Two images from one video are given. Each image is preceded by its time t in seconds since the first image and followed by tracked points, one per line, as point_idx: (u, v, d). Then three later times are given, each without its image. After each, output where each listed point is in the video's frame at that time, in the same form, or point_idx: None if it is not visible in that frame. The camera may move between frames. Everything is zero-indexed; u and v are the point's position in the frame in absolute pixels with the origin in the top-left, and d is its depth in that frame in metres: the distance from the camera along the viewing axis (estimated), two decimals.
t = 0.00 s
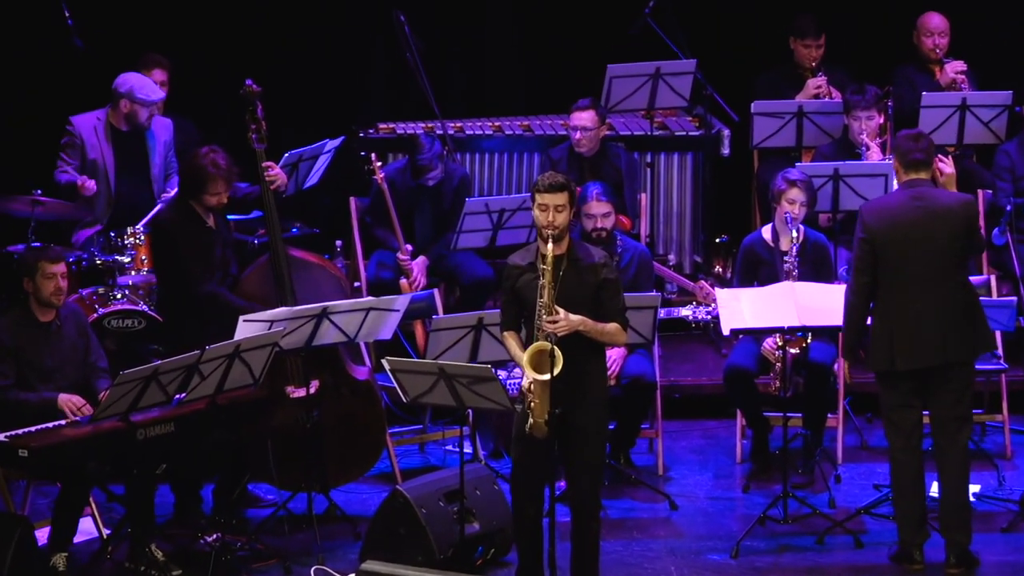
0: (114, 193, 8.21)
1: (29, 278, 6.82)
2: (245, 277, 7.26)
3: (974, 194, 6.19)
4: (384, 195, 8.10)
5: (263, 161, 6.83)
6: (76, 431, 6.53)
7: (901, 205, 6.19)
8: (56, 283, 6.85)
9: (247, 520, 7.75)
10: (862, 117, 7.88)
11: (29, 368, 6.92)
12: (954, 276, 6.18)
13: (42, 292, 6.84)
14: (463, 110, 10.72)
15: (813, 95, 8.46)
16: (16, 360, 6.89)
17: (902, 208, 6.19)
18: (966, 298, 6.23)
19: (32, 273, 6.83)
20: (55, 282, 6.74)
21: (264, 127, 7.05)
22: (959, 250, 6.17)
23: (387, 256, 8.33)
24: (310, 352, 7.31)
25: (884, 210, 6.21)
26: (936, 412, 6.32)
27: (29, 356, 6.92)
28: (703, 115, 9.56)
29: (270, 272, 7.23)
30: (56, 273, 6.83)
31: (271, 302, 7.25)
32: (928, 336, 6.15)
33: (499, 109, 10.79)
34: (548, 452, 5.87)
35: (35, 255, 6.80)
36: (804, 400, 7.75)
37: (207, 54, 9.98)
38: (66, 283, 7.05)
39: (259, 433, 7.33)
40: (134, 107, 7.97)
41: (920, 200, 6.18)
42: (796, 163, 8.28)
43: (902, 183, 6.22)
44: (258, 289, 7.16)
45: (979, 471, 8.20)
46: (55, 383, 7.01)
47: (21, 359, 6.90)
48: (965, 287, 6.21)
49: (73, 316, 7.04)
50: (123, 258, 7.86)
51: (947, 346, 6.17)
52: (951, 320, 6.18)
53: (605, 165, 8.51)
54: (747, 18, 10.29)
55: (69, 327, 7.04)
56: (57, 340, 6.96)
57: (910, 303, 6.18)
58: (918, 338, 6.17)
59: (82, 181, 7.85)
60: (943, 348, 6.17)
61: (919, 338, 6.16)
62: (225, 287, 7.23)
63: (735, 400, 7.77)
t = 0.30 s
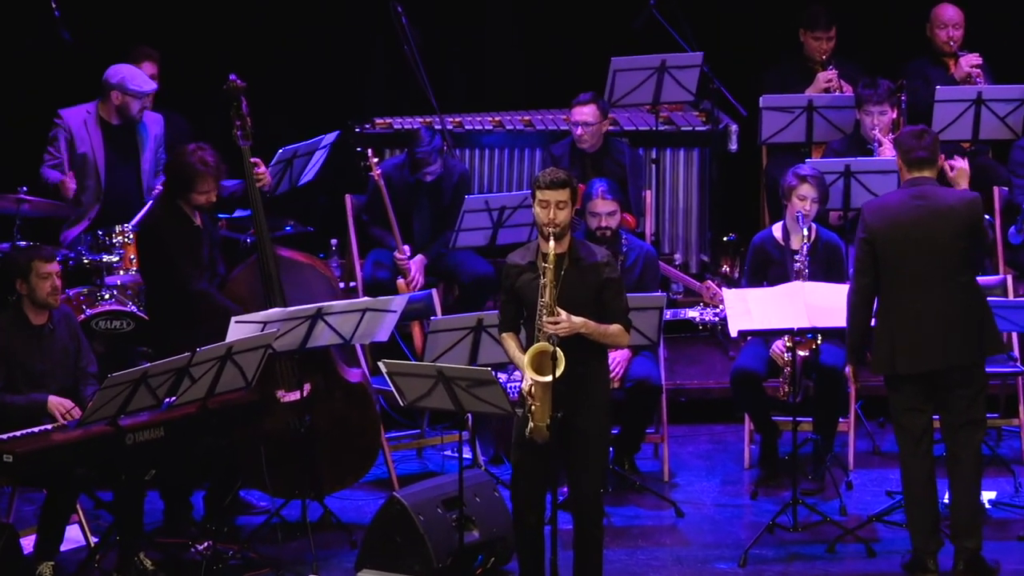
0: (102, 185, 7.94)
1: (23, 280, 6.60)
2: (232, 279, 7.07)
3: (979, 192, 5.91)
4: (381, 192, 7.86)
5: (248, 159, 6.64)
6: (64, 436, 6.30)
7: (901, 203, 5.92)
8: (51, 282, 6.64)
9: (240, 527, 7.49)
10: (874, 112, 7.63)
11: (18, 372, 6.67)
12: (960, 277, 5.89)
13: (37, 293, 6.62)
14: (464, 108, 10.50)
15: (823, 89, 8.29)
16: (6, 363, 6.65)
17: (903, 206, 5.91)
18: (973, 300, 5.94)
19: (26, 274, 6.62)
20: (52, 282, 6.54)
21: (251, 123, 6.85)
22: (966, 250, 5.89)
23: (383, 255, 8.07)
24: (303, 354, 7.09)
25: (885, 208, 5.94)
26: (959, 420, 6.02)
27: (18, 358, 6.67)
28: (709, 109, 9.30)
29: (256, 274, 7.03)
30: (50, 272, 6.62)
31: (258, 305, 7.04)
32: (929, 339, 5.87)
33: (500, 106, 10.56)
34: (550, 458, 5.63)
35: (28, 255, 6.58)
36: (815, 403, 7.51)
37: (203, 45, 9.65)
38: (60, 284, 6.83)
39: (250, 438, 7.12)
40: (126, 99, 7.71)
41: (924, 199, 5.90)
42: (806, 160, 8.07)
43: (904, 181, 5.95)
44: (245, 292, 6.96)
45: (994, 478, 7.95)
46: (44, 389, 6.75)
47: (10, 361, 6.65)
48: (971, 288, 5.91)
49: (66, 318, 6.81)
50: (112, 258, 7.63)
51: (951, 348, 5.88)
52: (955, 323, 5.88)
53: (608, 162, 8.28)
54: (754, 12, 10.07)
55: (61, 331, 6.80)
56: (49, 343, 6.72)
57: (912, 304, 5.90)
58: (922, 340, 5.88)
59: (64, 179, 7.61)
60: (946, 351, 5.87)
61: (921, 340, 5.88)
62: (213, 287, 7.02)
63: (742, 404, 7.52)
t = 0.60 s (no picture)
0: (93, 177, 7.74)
1: (13, 280, 6.38)
2: (222, 278, 6.83)
3: (990, 191, 5.68)
4: (377, 189, 7.64)
5: (238, 156, 6.45)
6: (51, 440, 6.10)
7: (909, 202, 5.71)
8: (42, 284, 6.41)
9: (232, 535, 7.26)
10: (885, 107, 7.45)
11: (6, 375, 6.46)
12: (971, 278, 5.67)
13: (26, 294, 6.40)
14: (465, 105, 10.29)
15: (833, 83, 8.05)
16: None
17: (912, 205, 5.70)
18: (986, 301, 5.71)
19: (17, 275, 6.40)
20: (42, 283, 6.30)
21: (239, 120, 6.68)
22: (976, 250, 5.66)
23: (381, 255, 7.88)
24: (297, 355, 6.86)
25: (893, 207, 5.73)
26: (982, 427, 5.77)
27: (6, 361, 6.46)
28: (716, 104, 9.13)
29: (246, 275, 6.80)
30: (42, 274, 6.40)
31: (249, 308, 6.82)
32: (941, 341, 5.64)
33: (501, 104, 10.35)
34: (552, 463, 5.42)
35: (20, 256, 6.35)
36: (824, 407, 7.30)
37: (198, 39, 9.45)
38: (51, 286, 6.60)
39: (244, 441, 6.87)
40: (115, 90, 7.57)
41: (932, 197, 5.68)
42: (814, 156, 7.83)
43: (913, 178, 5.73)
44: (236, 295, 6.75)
45: (1009, 483, 7.73)
46: (32, 394, 6.52)
47: None
48: (983, 288, 5.69)
49: (58, 321, 6.58)
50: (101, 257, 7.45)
51: (964, 350, 5.65)
52: (966, 325, 5.65)
53: (613, 158, 8.07)
54: (762, 7, 9.86)
55: (52, 334, 6.57)
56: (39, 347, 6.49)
57: (923, 305, 5.67)
58: (932, 342, 5.65)
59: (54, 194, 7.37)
60: (959, 353, 5.65)
61: (932, 342, 5.65)
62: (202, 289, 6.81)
63: (749, 407, 7.31)
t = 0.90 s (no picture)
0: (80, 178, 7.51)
1: None
2: (213, 276, 6.57)
3: (1010, 187, 5.46)
4: (373, 186, 7.41)
5: (230, 150, 6.32)
6: (34, 446, 5.84)
7: (926, 199, 5.45)
8: (26, 282, 6.15)
9: (223, 543, 7.01)
10: (898, 102, 7.23)
11: None
12: (994, 278, 5.43)
13: (9, 293, 6.14)
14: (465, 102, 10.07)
15: (845, 76, 7.90)
16: None
17: (928, 202, 5.44)
18: (1009, 301, 5.48)
19: None
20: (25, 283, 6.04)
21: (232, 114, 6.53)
22: (998, 248, 5.42)
23: (376, 254, 7.62)
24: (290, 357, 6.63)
25: (908, 206, 5.47)
26: (1003, 432, 5.52)
27: None
28: (723, 98, 8.88)
29: (238, 273, 6.53)
30: (25, 273, 6.11)
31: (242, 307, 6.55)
32: (959, 344, 5.41)
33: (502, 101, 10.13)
34: (554, 471, 5.18)
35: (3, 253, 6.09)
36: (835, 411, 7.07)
37: (193, 34, 9.23)
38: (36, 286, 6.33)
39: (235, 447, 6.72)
40: (101, 84, 7.34)
41: (952, 194, 5.44)
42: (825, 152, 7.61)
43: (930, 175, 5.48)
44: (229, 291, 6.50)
45: None
46: (15, 398, 6.28)
47: None
48: (1004, 289, 5.46)
49: (42, 322, 6.32)
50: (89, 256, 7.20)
51: (983, 353, 5.42)
52: (986, 327, 5.42)
53: (618, 155, 7.85)
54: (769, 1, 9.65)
55: (37, 336, 6.31)
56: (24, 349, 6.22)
57: (940, 307, 5.44)
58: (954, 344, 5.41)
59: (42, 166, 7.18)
60: (978, 357, 5.42)
61: (950, 346, 5.42)
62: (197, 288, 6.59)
63: (758, 411, 7.07)
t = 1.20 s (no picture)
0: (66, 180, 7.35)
1: None
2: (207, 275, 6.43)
3: None
4: (369, 183, 7.22)
5: (227, 143, 6.18)
6: (20, 450, 5.67)
7: (952, 195, 5.25)
8: (11, 284, 5.84)
9: (214, 551, 6.80)
10: (910, 97, 7.05)
11: None
12: (1018, 276, 5.23)
13: None
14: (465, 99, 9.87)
15: (854, 70, 7.69)
16: None
17: (954, 199, 5.23)
18: None
19: None
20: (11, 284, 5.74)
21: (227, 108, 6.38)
22: None
23: (372, 252, 7.45)
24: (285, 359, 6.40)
25: (933, 202, 5.26)
26: (1022, 436, 5.31)
27: None
28: (730, 92, 8.63)
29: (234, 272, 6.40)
30: (12, 272, 5.81)
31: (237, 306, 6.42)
32: (983, 345, 5.21)
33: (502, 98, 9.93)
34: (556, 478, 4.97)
35: None
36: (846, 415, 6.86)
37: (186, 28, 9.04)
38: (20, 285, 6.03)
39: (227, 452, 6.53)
40: (84, 88, 7.10)
41: (978, 190, 5.22)
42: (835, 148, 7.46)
43: (956, 170, 5.25)
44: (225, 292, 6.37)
45: None
46: None
47: None
48: None
49: (25, 322, 6.12)
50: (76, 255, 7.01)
51: (1005, 353, 5.23)
52: (1011, 327, 5.23)
53: (621, 151, 7.65)
54: None
55: (20, 336, 6.10)
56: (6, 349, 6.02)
57: (958, 305, 5.25)
58: (978, 346, 5.22)
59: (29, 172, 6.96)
60: (1000, 358, 5.22)
61: (972, 346, 5.22)
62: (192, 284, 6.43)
63: (766, 414, 6.86)
